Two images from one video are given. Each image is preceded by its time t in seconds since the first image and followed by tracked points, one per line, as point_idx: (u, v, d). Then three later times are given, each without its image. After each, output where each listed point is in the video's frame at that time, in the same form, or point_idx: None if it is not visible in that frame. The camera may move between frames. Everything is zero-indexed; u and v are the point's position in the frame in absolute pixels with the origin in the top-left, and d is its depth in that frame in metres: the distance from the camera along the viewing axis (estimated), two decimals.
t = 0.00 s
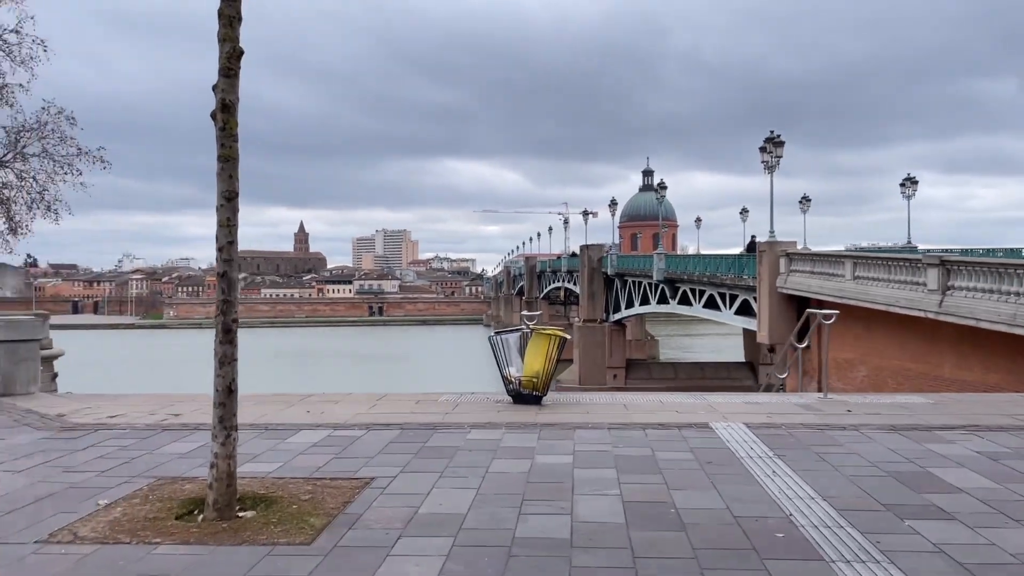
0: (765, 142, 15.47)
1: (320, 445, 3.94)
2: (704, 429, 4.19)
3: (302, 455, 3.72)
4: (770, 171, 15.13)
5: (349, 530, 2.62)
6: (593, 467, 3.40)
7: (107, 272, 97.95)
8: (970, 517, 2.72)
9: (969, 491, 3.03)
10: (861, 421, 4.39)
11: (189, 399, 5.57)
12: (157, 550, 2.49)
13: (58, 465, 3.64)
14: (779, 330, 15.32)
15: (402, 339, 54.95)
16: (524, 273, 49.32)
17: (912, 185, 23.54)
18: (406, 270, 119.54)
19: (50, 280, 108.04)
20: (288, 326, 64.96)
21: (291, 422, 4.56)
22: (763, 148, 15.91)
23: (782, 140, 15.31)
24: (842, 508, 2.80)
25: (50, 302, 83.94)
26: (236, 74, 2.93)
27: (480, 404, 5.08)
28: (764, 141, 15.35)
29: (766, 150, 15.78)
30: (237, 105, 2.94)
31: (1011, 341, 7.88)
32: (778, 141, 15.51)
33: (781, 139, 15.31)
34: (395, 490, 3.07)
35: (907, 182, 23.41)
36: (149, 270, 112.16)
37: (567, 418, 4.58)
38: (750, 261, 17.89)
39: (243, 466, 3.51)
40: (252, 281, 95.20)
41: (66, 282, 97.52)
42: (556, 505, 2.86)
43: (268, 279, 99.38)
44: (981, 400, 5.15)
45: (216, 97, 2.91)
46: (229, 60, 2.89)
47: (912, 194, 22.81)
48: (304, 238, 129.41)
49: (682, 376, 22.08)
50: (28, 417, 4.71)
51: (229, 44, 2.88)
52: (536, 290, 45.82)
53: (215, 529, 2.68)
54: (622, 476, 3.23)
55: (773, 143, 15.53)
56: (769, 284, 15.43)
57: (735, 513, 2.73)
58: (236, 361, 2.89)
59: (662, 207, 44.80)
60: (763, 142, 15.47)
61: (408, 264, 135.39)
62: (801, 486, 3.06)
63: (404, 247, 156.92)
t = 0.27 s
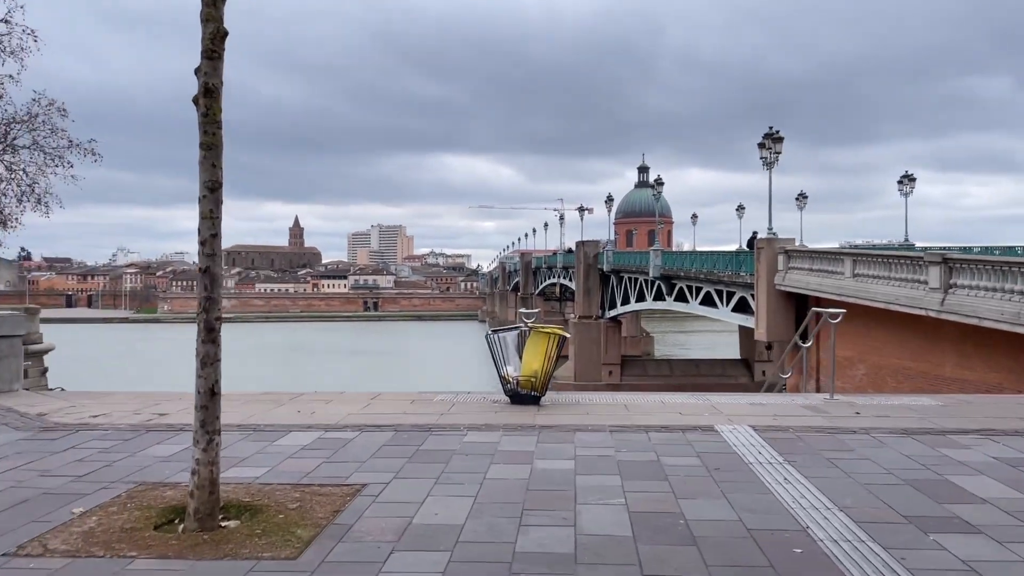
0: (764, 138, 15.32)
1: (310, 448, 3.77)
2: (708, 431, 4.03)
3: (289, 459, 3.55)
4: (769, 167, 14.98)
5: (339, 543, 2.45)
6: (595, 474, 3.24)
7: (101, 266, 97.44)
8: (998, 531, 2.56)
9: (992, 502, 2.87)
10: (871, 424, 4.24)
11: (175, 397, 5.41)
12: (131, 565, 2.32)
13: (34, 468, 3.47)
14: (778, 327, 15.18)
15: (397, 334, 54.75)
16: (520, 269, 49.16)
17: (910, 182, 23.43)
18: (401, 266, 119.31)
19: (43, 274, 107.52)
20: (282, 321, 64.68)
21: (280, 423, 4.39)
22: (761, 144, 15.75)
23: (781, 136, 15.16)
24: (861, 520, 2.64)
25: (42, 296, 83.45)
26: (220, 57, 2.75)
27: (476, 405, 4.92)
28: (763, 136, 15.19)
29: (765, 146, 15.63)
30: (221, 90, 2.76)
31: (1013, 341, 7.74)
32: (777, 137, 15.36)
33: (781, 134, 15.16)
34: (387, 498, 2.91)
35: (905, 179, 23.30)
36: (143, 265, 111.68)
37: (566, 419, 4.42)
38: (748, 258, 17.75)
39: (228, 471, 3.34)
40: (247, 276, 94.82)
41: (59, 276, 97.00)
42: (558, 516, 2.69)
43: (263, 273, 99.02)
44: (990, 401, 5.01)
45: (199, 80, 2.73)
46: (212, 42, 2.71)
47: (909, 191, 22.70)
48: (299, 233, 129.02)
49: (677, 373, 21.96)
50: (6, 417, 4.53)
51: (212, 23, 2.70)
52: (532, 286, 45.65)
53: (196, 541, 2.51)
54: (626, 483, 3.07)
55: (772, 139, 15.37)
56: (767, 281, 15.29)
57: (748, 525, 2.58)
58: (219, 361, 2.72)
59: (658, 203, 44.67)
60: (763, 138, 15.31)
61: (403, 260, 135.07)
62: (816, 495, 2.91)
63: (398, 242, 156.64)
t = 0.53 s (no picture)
0: (766, 131, 15.16)
1: (306, 451, 3.60)
2: (721, 433, 3.86)
3: (283, 463, 3.38)
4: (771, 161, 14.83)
5: (337, 556, 2.28)
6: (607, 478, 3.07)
7: (98, 260, 97.19)
8: None
9: None
10: (890, 424, 4.08)
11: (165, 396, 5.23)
12: None
13: (15, 472, 3.30)
14: (780, 324, 15.02)
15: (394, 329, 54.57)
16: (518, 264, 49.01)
17: (911, 177, 23.28)
18: (399, 261, 119.09)
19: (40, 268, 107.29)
20: (279, 316, 64.50)
21: (276, 422, 4.21)
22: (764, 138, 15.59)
23: (783, 129, 15.00)
24: (893, 531, 2.48)
25: (39, 290, 83.22)
26: (209, 35, 2.58)
27: (477, 404, 4.74)
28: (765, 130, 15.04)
29: (767, 140, 15.47)
30: (210, 71, 2.59)
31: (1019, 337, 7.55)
32: (779, 131, 15.20)
33: (783, 128, 15.00)
34: (388, 506, 2.74)
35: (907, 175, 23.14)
36: (140, 259, 111.46)
37: (572, 420, 4.24)
38: (750, 253, 17.58)
39: (219, 476, 3.16)
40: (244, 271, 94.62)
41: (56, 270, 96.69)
42: (570, 525, 2.53)
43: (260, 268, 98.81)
44: (1010, 401, 4.84)
45: (186, 60, 2.56)
46: (200, 18, 2.54)
47: (911, 186, 22.53)
48: (296, 228, 128.82)
49: (676, 369, 21.80)
50: None
51: None
52: (530, 281, 45.50)
53: (183, 554, 2.34)
54: (641, 490, 2.89)
55: (775, 133, 15.20)
56: (770, 277, 15.14)
57: (774, 536, 2.41)
58: (208, 358, 2.55)
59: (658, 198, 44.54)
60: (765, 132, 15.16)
61: (401, 255, 134.88)
62: (842, 503, 2.74)
63: (396, 237, 156.36)
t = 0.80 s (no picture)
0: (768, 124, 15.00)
1: (297, 455, 3.42)
2: (733, 436, 3.69)
3: (273, 469, 3.20)
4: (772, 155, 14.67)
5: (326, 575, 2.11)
6: (615, 486, 2.90)
7: (94, 254, 96.93)
8: None
9: None
10: (907, 426, 3.91)
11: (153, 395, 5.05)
12: None
13: None
14: (782, 320, 14.85)
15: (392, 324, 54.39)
16: (516, 258, 48.83)
17: (912, 171, 23.12)
18: (396, 255, 118.85)
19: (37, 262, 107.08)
20: (276, 311, 64.30)
21: (267, 424, 4.04)
22: (765, 131, 15.42)
23: (785, 122, 14.84)
24: (924, 546, 2.31)
25: (35, 284, 82.98)
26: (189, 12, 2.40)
27: (476, 404, 4.57)
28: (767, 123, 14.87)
29: (768, 133, 15.31)
30: (190, 53, 2.41)
31: None
32: (781, 124, 15.05)
33: (785, 121, 14.84)
34: (383, 517, 2.56)
35: (907, 168, 22.97)
36: (137, 253, 111.20)
37: (575, 421, 4.07)
38: (750, 247, 17.41)
39: (204, 483, 2.98)
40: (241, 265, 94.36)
41: (52, 265, 96.41)
42: (577, 539, 2.35)
43: (257, 262, 98.60)
44: None
45: (164, 40, 2.38)
46: None
47: (912, 180, 22.37)
48: (293, 222, 128.50)
49: (675, 364, 21.64)
50: None
51: None
52: (528, 275, 45.36)
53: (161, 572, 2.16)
54: (652, 500, 2.72)
55: (777, 126, 15.04)
56: (770, 271, 14.99)
57: (798, 553, 2.24)
58: (188, 360, 2.38)
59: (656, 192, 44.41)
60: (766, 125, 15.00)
61: (398, 249, 134.71)
62: (868, 515, 2.57)
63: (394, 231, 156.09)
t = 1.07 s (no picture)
0: (772, 117, 14.81)
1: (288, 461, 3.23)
2: (748, 440, 3.50)
3: (261, 477, 3.01)
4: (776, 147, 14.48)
5: None
6: (626, 496, 2.71)
7: (94, 250, 96.77)
8: None
9: None
10: (929, 428, 3.73)
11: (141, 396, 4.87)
12: None
13: None
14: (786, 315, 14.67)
15: (393, 319, 54.19)
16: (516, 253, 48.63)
17: (916, 164, 22.92)
18: (396, 250, 118.60)
19: (37, 258, 106.99)
20: (276, 306, 64.16)
21: (258, 427, 3.86)
22: (769, 123, 15.22)
23: (789, 114, 14.65)
24: (962, 563, 2.14)
25: (35, 281, 82.92)
26: None
27: (476, 405, 4.39)
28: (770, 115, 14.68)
29: (772, 125, 15.12)
30: (165, 29, 2.21)
31: None
32: (785, 116, 14.86)
33: (789, 113, 14.65)
34: (376, 532, 2.38)
35: (911, 161, 22.77)
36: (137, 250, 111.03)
37: (579, 423, 3.88)
38: (753, 242, 17.21)
39: (188, 494, 2.80)
40: (241, 261, 94.32)
41: (52, 260, 96.40)
42: (586, 557, 2.18)
43: (257, 258, 98.44)
44: None
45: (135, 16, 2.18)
46: None
47: (916, 173, 22.17)
48: (293, 217, 128.25)
49: (676, 359, 21.43)
50: None
51: None
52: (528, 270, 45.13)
53: None
54: (665, 512, 2.54)
55: (780, 118, 14.85)
56: (774, 266, 14.81)
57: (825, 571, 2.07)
58: (164, 363, 2.19)
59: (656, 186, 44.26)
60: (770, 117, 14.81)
61: (399, 244, 134.52)
62: (899, 529, 2.39)
63: (394, 226, 155.83)
